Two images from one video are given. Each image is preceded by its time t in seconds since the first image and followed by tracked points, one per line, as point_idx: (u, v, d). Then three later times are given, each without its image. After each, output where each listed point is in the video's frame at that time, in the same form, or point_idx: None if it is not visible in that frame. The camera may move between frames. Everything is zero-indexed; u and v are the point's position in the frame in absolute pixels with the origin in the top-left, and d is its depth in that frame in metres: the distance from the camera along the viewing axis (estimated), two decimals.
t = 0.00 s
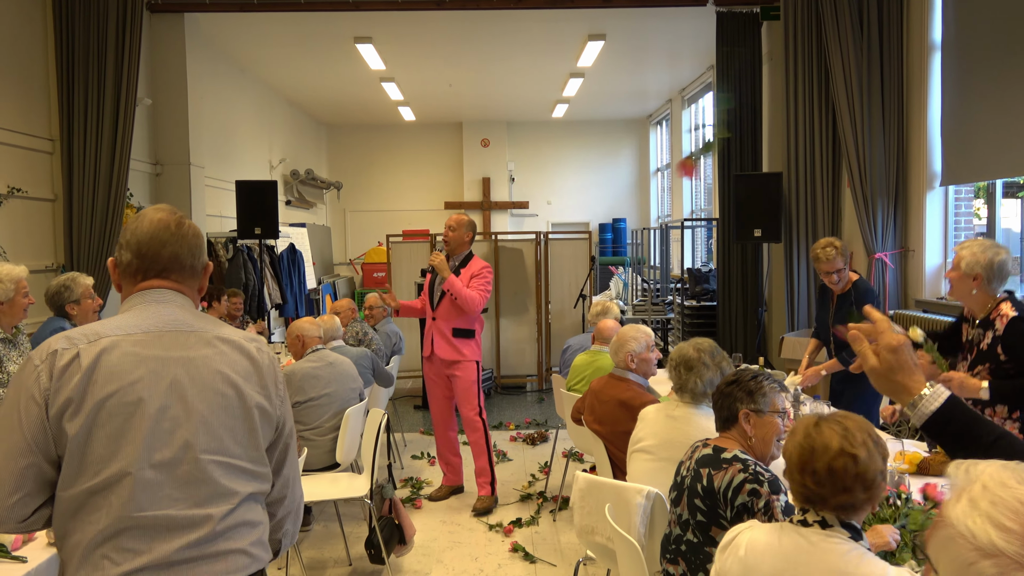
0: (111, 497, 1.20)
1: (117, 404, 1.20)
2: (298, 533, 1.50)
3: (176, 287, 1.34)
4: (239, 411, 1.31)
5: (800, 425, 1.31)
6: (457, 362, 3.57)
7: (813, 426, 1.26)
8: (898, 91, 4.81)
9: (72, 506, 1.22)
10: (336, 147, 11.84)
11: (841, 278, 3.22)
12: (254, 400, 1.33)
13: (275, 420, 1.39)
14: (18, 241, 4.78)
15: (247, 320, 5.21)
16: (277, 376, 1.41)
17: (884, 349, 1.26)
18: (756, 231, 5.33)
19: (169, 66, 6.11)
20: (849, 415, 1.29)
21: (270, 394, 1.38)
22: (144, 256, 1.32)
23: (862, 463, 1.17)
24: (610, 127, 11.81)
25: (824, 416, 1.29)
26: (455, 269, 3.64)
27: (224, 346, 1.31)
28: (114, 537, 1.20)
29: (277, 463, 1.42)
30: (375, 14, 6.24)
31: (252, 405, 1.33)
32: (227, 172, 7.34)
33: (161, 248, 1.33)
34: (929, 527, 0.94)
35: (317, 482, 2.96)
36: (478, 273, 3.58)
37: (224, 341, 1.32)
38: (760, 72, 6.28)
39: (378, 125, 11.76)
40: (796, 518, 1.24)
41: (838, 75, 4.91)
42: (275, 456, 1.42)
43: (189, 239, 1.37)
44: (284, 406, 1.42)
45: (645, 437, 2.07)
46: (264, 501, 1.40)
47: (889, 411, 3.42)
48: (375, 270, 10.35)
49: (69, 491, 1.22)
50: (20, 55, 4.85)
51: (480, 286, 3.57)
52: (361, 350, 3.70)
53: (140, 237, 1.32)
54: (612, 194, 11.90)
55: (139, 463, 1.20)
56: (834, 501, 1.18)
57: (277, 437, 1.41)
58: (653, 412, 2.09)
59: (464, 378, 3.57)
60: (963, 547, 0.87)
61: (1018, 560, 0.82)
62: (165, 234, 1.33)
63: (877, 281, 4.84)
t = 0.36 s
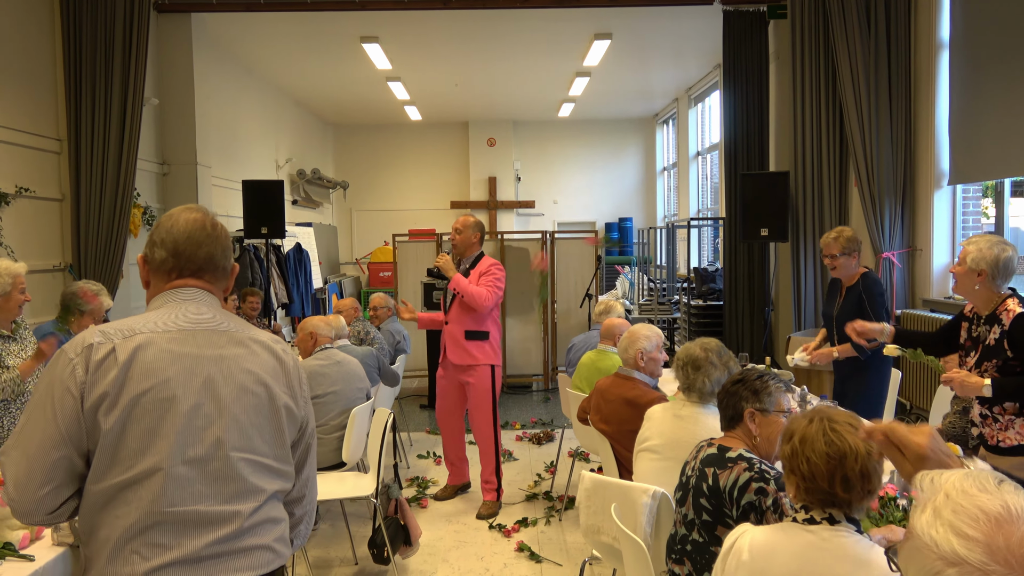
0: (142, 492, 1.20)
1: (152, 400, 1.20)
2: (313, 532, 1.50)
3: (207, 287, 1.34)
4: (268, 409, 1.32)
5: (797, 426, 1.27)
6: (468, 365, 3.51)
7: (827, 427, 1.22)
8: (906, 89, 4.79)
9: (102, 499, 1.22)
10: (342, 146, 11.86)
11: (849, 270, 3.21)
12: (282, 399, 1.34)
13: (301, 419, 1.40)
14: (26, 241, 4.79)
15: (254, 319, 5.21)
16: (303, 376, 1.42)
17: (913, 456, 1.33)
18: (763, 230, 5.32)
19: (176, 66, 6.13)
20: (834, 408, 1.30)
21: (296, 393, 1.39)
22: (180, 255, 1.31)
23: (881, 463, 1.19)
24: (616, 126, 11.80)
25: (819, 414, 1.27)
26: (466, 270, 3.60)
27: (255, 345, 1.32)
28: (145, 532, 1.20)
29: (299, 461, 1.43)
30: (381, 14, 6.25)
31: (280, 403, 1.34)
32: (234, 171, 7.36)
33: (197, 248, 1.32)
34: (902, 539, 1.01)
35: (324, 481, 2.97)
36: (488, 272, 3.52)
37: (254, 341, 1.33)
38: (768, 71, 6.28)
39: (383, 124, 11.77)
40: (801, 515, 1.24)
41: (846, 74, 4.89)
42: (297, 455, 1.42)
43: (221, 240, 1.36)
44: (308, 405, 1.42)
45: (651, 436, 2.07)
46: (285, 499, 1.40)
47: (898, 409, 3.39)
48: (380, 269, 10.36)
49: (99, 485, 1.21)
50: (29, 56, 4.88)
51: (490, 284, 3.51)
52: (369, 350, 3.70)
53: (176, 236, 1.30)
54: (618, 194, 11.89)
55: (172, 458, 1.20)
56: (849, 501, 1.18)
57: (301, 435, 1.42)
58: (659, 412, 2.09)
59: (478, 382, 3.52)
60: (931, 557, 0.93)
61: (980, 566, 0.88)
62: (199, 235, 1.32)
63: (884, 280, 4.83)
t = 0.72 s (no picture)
0: (162, 492, 1.20)
1: (174, 400, 1.20)
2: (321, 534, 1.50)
3: (225, 289, 1.34)
4: (285, 411, 1.32)
5: (774, 432, 1.23)
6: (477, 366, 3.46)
7: (806, 434, 1.18)
8: (906, 90, 4.79)
9: (121, 499, 1.21)
10: (341, 146, 11.86)
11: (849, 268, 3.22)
12: (298, 401, 1.35)
13: (315, 421, 1.40)
14: (25, 240, 4.79)
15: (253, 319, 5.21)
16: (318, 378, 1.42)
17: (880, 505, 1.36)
18: (762, 231, 5.32)
19: (175, 67, 6.13)
20: (811, 411, 1.26)
21: (311, 395, 1.39)
22: (200, 257, 1.31)
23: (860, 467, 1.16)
24: (615, 127, 11.81)
25: (796, 418, 1.23)
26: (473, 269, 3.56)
27: (273, 348, 1.32)
28: (165, 532, 1.20)
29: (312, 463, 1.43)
30: (381, 14, 6.25)
31: (297, 406, 1.34)
32: (234, 172, 7.36)
33: (217, 251, 1.32)
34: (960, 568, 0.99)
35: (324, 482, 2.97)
36: (494, 269, 3.47)
37: (273, 344, 1.33)
38: (767, 73, 6.28)
39: (383, 125, 11.77)
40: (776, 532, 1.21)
41: (845, 75, 4.90)
42: (310, 457, 1.42)
43: (238, 244, 1.36)
44: (321, 408, 1.43)
45: (651, 437, 2.07)
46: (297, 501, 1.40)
47: (896, 410, 3.39)
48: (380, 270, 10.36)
49: (118, 486, 1.21)
50: (29, 56, 4.88)
51: (496, 282, 3.46)
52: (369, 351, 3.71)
53: (196, 238, 1.30)
54: (617, 195, 11.89)
55: (194, 460, 1.20)
56: (828, 511, 1.16)
57: (315, 438, 1.42)
58: (658, 412, 2.09)
59: (484, 384, 3.47)
60: None
61: None
62: (219, 238, 1.32)
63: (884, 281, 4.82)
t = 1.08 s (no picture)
0: (144, 500, 1.20)
1: (154, 408, 1.19)
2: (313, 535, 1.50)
3: (201, 291, 1.32)
4: (267, 414, 1.31)
5: (734, 431, 1.24)
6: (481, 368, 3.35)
7: (763, 424, 1.20)
8: (906, 91, 4.79)
9: (105, 508, 1.21)
10: (341, 146, 11.86)
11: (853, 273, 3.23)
12: (282, 404, 1.34)
13: (299, 423, 1.40)
14: (25, 241, 4.79)
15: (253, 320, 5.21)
16: (301, 379, 1.41)
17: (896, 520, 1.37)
18: (762, 231, 5.31)
19: (176, 67, 6.13)
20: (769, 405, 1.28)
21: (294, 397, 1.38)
22: (171, 260, 1.29)
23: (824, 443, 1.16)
24: (615, 128, 11.81)
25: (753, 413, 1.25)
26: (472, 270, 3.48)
27: (254, 352, 1.31)
28: (148, 540, 1.20)
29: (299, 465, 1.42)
30: (381, 14, 6.25)
31: (281, 409, 1.33)
32: (234, 172, 7.36)
33: (188, 252, 1.30)
34: None
35: (323, 482, 2.97)
36: (497, 271, 3.42)
37: (254, 347, 1.32)
38: (767, 73, 6.28)
39: (383, 125, 11.77)
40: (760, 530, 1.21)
41: (845, 76, 4.90)
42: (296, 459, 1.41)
43: (212, 244, 1.34)
44: (305, 408, 1.42)
45: (651, 437, 2.07)
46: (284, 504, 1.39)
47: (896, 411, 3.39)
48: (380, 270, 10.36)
49: (101, 494, 1.20)
50: (28, 55, 4.88)
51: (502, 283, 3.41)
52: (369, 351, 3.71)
53: (167, 240, 1.29)
54: (617, 195, 11.89)
55: (176, 467, 1.20)
56: (802, 495, 1.15)
57: (300, 440, 1.41)
58: (658, 412, 2.09)
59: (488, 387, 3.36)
60: None
61: None
62: (190, 239, 1.30)
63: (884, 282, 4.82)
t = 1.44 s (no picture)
0: (88, 502, 1.17)
1: (99, 408, 1.17)
2: (285, 539, 1.44)
3: (155, 290, 1.30)
4: (221, 415, 1.26)
5: (720, 437, 1.25)
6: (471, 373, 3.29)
7: (748, 442, 1.20)
8: (906, 92, 4.79)
9: (53, 509, 1.19)
10: (342, 147, 11.87)
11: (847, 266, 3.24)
12: (238, 404, 1.28)
13: (260, 425, 1.33)
14: (25, 242, 4.79)
15: (252, 320, 5.21)
16: (264, 378, 1.35)
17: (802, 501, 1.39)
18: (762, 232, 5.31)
19: (176, 68, 6.13)
20: (758, 410, 1.27)
21: (255, 395, 1.32)
22: (120, 262, 1.28)
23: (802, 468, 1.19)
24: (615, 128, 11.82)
25: (740, 423, 1.25)
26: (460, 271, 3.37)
27: (208, 351, 1.26)
28: (92, 542, 1.16)
29: (262, 466, 1.36)
30: (381, 15, 6.24)
31: (236, 409, 1.27)
32: (234, 172, 7.36)
33: (136, 252, 1.28)
34: None
35: (322, 482, 2.97)
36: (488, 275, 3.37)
37: (208, 346, 1.27)
38: (767, 74, 6.29)
39: (383, 126, 11.78)
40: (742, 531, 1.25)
41: (846, 77, 4.90)
42: (259, 461, 1.35)
43: (167, 242, 1.32)
44: (269, 408, 1.35)
45: (651, 437, 2.07)
46: (246, 506, 1.33)
47: (895, 411, 3.39)
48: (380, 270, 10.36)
49: (49, 496, 1.18)
50: (28, 57, 4.88)
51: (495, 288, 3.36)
52: (369, 352, 3.71)
53: (115, 242, 1.29)
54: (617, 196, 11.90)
55: (120, 468, 1.16)
56: (774, 513, 1.20)
57: (263, 441, 1.35)
58: (658, 412, 2.09)
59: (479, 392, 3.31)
60: None
61: None
62: (142, 239, 1.29)
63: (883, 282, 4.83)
